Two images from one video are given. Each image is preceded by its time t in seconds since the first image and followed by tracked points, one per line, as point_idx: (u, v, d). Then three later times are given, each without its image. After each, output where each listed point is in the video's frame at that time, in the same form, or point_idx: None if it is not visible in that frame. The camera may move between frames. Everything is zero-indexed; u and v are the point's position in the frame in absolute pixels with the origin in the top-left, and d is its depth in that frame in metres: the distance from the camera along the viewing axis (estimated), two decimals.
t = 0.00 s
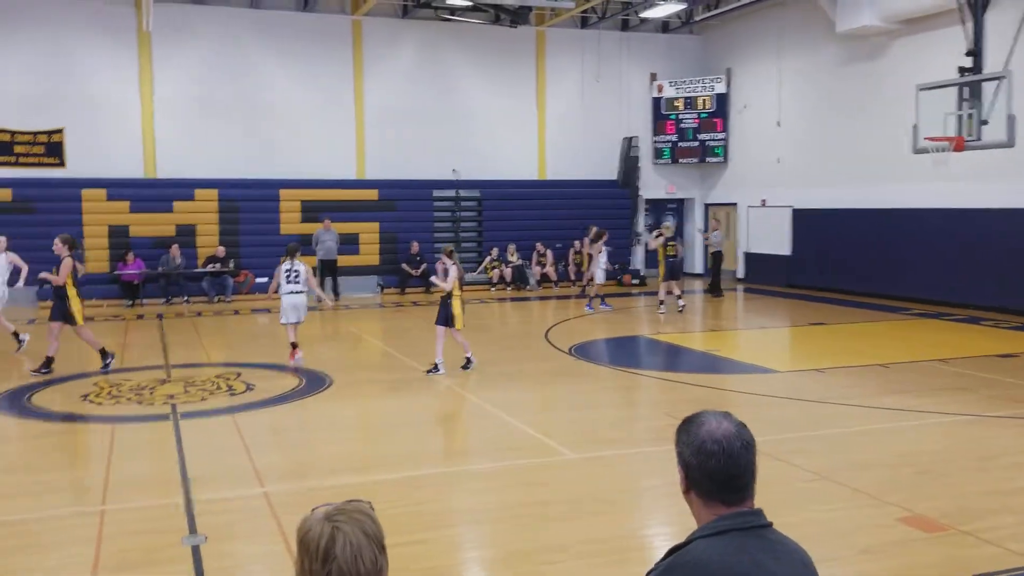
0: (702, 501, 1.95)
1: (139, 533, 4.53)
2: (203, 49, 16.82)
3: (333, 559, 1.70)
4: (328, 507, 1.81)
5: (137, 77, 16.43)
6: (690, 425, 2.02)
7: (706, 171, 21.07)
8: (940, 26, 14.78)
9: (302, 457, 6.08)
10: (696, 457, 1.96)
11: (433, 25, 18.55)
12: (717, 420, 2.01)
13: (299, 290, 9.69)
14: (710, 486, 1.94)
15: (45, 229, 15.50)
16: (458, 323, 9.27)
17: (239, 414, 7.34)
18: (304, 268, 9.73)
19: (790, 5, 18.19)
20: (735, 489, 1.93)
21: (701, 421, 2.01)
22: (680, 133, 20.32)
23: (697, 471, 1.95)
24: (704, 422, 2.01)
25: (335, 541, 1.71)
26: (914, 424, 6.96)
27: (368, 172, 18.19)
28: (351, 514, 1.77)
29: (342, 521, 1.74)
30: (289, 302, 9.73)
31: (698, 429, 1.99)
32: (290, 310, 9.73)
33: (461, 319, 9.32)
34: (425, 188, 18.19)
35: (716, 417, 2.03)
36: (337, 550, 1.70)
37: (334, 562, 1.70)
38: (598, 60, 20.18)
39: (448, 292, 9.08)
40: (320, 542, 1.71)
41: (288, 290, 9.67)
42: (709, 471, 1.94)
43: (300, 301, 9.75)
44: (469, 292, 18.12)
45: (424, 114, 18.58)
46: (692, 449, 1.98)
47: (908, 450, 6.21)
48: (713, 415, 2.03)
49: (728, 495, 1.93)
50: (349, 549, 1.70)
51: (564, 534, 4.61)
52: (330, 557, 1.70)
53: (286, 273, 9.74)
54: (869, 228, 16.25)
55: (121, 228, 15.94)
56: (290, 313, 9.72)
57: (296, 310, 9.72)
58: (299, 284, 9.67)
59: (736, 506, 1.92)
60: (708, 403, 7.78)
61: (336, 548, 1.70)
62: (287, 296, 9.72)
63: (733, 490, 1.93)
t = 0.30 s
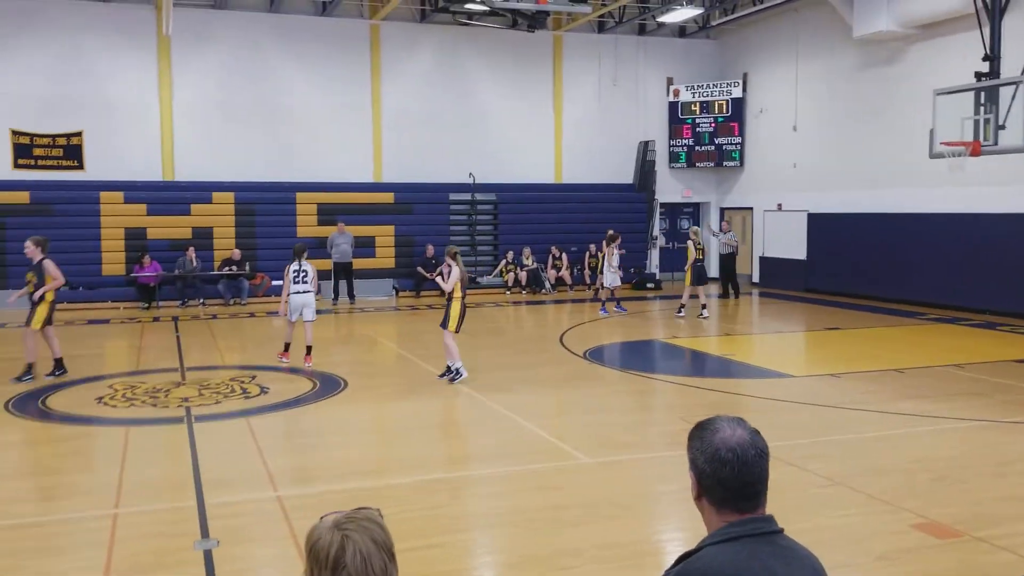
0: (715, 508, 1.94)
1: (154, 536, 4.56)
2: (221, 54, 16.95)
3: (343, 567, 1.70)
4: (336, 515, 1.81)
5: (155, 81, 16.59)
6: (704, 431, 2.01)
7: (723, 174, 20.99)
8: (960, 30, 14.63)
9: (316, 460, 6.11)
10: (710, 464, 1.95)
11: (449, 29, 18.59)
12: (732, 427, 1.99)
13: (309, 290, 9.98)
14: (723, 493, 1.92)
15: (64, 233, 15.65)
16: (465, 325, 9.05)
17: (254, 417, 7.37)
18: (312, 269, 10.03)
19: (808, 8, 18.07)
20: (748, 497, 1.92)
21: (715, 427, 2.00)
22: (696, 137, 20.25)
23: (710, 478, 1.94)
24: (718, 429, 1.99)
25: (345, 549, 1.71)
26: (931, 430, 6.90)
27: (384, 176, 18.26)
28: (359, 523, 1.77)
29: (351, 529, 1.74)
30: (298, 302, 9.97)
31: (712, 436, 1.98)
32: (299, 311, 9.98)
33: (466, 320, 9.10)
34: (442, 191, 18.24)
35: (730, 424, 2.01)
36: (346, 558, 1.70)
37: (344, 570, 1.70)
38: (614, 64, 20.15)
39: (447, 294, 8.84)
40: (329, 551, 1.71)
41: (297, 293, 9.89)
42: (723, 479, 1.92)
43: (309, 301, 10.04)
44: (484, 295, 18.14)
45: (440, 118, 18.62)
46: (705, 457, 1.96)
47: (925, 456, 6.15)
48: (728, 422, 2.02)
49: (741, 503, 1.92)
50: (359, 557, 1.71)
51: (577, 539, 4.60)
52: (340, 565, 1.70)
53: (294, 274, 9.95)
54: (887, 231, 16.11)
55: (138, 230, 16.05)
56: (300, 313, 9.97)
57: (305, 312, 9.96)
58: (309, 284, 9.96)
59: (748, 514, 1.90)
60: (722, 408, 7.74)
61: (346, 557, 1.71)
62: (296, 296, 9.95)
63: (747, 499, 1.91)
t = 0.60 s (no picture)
0: (718, 509, 1.93)
1: (158, 537, 4.57)
2: (226, 54, 16.98)
3: (341, 568, 1.70)
4: (335, 516, 1.81)
5: (159, 83, 16.63)
6: (708, 431, 2.00)
7: (728, 174, 20.96)
8: (965, 29, 14.60)
9: (321, 460, 6.12)
10: (714, 465, 1.94)
11: (452, 29, 18.60)
12: (736, 428, 1.98)
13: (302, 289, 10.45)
14: (725, 494, 1.92)
15: (69, 234, 15.70)
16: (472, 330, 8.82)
17: (258, 418, 7.39)
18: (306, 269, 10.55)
19: (813, 7, 18.03)
20: (752, 498, 1.91)
21: (720, 427, 1.99)
22: (701, 137, 20.23)
23: (713, 479, 1.93)
24: (722, 429, 1.98)
25: (343, 549, 1.71)
26: (936, 429, 6.88)
27: (389, 176, 18.27)
28: (358, 524, 1.77)
29: (350, 530, 1.75)
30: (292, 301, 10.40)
31: (716, 436, 1.97)
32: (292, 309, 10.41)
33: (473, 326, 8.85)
34: (446, 192, 18.24)
35: (734, 424, 2.00)
36: (345, 559, 1.70)
37: (342, 570, 1.70)
38: (618, 63, 20.13)
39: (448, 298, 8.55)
40: (328, 552, 1.71)
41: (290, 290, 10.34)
42: (726, 479, 1.91)
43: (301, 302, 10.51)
44: (489, 295, 18.13)
45: (444, 118, 18.63)
46: (709, 457, 1.95)
47: (930, 455, 6.13)
48: (731, 422, 2.01)
49: (745, 504, 1.91)
50: (357, 558, 1.71)
51: (581, 539, 4.60)
52: (339, 566, 1.70)
53: (289, 273, 10.40)
54: (892, 231, 16.07)
55: (142, 231, 16.09)
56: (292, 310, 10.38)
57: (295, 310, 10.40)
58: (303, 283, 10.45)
59: (751, 515, 1.89)
60: (726, 408, 7.74)
61: (344, 557, 1.71)
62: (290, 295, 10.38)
63: (750, 500, 1.90)
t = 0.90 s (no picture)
0: (718, 509, 1.92)
1: (159, 540, 4.57)
2: (226, 57, 17.00)
3: (339, 570, 1.70)
4: (333, 519, 1.81)
5: (160, 86, 16.65)
6: (709, 432, 1.99)
7: (729, 175, 20.96)
8: (964, 31, 14.61)
9: (323, 462, 6.12)
10: (715, 466, 1.93)
11: (453, 31, 18.61)
12: (737, 429, 1.98)
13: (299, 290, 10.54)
14: (726, 495, 1.91)
15: (70, 237, 15.72)
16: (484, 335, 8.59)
17: (259, 421, 7.39)
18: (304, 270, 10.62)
19: (813, 9, 18.03)
20: (752, 499, 1.90)
21: (721, 429, 1.99)
22: (702, 138, 20.25)
23: (713, 480, 1.93)
24: (723, 430, 1.98)
25: (341, 552, 1.71)
26: (937, 429, 6.87)
27: (389, 179, 18.28)
28: (356, 526, 1.77)
29: (348, 532, 1.74)
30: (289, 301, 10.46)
31: (717, 437, 1.96)
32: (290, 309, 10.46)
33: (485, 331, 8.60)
34: (447, 194, 18.25)
35: (735, 425, 1.99)
36: (343, 561, 1.70)
37: (340, 573, 1.70)
38: (619, 65, 20.14)
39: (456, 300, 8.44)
40: (326, 554, 1.71)
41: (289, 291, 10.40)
42: (727, 481, 1.91)
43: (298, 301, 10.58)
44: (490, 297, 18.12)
45: (445, 120, 18.64)
46: (709, 458, 1.95)
47: (931, 456, 6.12)
48: (733, 424, 2.00)
49: (745, 505, 1.90)
50: (355, 560, 1.71)
51: (582, 541, 4.59)
52: (336, 569, 1.70)
53: (284, 274, 10.49)
54: (894, 231, 16.05)
55: (144, 234, 16.12)
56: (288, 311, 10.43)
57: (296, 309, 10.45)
58: (300, 284, 10.54)
59: (751, 516, 1.89)
60: (726, 409, 7.73)
61: (342, 559, 1.70)
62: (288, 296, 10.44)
63: (751, 501, 1.90)
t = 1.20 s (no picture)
0: (719, 510, 1.93)
1: (159, 541, 4.57)
2: (226, 58, 17.01)
3: (339, 572, 1.70)
4: (333, 520, 1.81)
5: (160, 87, 16.66)
6: (711, 433, 1.99)
7: (728, 175, 20.96)
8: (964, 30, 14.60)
9: (324, 463, 6.12)
10: (716, 467, 1.93)
11: (453, 32, 18.62)
12: (738, 429, 1.97)
13: (299, 289, 10.55)
14: (726, 496, 1.91)
15: (70, 238, 15.72)
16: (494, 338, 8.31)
17: (260, 421, 7.40)
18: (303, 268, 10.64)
19: (813, 9, 18.03)
20: (754, 500, 1.90)
21: (722, 429, 1.98)
22: (701, 138, 20.25)
23: (714, 481, 1.93)
24: (724, 431, 1.97)
25: (342, 554, 1.71)
26: (938, 429, 6.87)
27: (389, 180, 18.29)
28: (356, 527, 1.77)
29: (348, 534, 1.74)
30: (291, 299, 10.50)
31: (719, 438, 1.96)
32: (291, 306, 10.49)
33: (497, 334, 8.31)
34: (447, 194, 18.26)
35: (737, 426, 1.99)
36: (343, 563, 1.70)
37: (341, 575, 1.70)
38: (618, 66, 20.15)
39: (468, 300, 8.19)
40: (326, 556, 1.71)
41: (290, 290, 10.43)
42: (728, 482, 1.91)
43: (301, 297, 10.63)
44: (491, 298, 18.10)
45: (446, 121, 18.65)
46: (711, 459, 1.95)
47: (933, 455, 6.11)
48: (734, 424, 2.00)
49: (746, 506, 1.90)
50: (355, 562, 1.71)
51: (583, 541, 4.59)
52: (337, 572, 1.70)
53: (285, 273, 10.53)
54: (895, 231, 16.04)
55: (143, 235, 16.13)
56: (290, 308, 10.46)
57: (299, 307, 10.48)
58: (300, 282, 10.56)
59: (752, 517, 1.89)
60: (727, 409, 7.73)
61: (343, 561, 1.70)
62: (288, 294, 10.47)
63: (752, 502, 1.90)
